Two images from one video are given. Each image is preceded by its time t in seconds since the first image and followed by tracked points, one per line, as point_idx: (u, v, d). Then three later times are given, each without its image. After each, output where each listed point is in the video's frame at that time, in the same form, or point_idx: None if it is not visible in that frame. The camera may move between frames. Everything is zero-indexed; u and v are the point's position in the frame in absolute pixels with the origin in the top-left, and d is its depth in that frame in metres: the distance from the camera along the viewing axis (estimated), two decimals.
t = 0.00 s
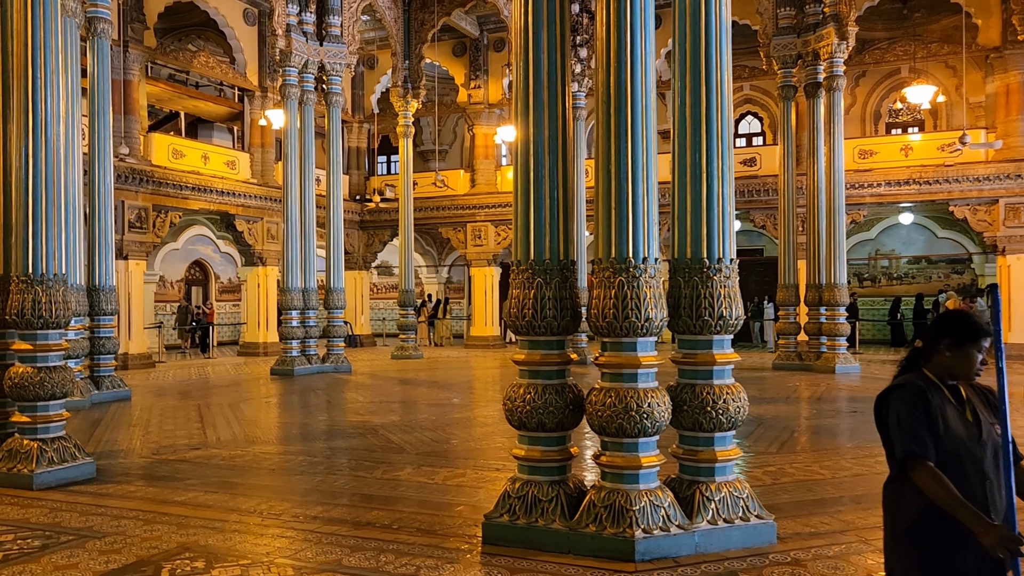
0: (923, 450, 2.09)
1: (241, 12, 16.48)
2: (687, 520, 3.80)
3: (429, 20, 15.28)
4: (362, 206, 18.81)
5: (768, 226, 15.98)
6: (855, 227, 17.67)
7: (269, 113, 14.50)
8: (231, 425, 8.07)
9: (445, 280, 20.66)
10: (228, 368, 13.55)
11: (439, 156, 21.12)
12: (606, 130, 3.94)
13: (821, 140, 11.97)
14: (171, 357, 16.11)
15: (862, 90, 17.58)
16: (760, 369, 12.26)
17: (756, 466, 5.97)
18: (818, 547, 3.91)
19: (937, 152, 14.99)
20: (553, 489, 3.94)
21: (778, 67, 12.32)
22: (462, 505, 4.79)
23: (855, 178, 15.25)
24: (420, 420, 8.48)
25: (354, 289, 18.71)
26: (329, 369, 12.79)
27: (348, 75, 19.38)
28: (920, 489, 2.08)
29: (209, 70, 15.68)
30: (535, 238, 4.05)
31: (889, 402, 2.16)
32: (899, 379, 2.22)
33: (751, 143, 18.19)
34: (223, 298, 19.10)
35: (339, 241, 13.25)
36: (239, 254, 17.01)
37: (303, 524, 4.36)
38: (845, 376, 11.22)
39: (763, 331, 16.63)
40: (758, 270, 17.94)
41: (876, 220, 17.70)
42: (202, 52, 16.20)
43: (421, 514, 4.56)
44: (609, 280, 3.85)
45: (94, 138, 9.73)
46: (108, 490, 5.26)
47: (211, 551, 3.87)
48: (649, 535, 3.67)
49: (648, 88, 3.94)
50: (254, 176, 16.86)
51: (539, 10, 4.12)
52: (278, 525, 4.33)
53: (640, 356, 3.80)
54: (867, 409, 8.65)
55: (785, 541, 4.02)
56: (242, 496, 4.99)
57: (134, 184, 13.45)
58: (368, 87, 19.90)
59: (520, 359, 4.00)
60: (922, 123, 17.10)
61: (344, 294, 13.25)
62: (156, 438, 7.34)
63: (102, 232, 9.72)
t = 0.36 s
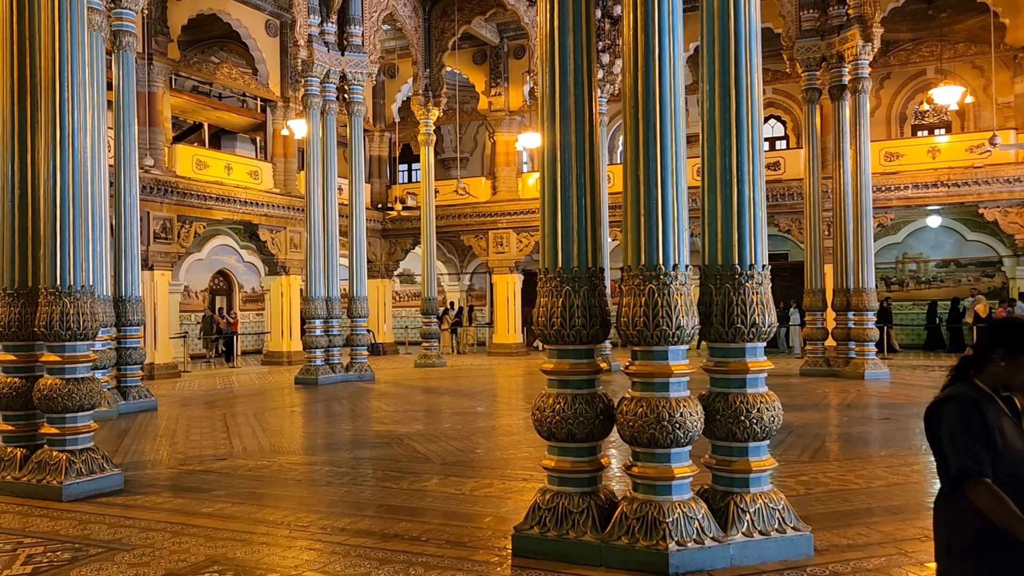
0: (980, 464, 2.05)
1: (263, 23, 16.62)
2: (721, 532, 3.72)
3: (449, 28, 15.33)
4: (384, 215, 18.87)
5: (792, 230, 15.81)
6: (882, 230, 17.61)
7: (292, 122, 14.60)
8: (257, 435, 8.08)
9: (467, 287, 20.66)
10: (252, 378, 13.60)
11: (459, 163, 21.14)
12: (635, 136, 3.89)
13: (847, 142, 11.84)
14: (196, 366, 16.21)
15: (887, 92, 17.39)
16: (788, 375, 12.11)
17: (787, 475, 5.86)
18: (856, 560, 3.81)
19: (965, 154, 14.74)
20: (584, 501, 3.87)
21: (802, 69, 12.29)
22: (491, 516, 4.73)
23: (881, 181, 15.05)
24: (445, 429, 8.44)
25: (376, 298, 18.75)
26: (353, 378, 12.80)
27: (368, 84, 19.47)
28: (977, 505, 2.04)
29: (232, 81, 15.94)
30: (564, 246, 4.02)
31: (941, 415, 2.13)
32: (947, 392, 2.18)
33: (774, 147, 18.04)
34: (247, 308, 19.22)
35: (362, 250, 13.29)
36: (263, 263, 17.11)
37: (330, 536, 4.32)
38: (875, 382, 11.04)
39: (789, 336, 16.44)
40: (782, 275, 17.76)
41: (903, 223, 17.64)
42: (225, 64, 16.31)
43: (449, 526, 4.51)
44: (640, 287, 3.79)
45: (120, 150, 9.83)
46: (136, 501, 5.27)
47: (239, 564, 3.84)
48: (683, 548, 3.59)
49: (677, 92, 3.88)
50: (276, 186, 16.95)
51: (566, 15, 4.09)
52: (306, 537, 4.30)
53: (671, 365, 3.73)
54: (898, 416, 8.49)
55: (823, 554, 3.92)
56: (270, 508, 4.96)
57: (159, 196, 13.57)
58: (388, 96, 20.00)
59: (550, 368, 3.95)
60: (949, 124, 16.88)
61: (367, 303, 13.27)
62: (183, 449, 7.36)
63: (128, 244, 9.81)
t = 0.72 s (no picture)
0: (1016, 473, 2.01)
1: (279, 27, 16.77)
2: (744, 538, 3.66)
3: (465, 31, 15.36)
4: (400, 217, 18.90)
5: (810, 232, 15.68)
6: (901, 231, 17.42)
7: (308, 125, 14.64)
8: (274, 438, 8.08)
9: (483, 289, 20.66)
10: (269, 380, 13.64)
11: (475, 165, 21.14)
12: (656, 137, 3.86)
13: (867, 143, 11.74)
14: (214, 368, 16.29)
15: (906, 92, 17.23)
16: (806, 378, 12.00)
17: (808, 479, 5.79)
18: (882, 567, 3.74)
19: (987, 154, 14.54)
20: (604, 506, 3.83)
21: (821, 70, 12.12)
22: (508, 520, 4.70)
23: (901, 182, 14.90)
24: (461, 432, 8.42)
25: (392, 300, 18.77)
26: (369, 381, 12.82)
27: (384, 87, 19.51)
28: (1014, 514, 2.00)
29: (248, 85, 15.89)
30: (583, 249, 3.99)
31: (976, 422, 2.08)
32: (981, 397, 2.13)
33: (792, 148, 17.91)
34: (264, 310, 19.30)
35: (378, 252, 13.31)
36: (279, 266, 17.17)
37: (348, 540, 4.30)
38: (895, 385, 10.93)
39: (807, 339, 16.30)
40: (800, 277, 17.61)
41: (923, 224, 17.42)
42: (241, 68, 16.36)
43: (467, 531, 4.48)
44: (660, 290, 3.75)
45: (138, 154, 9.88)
46: (155, 504, 5.28)
47: (257, 569, 3.83)
48: (704, 554, 3.53)
49: (697, 92, 3.85)
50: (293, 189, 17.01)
51: (584, 15, 4.07)
52: (323, 541, 4.28)
53: (693, 369, 3.68)
54: (920, 419, 8.37)
55: (847, 561, 3.85)
56: (287, 511, 4.96)
57: (176, 199, 13.66)
58: (404, 98, 20.04)
59: (569, 372, 3.91)
60: (969, 124, 16.70)
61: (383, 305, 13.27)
62: (201, 451, 7.38)
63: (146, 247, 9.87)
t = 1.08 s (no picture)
0: None
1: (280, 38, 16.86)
2: (748, 552, 3.63)
3: (465, 43, 15.44)
4: (400, 228, 18.90)
5: (811, 244, 15.69)
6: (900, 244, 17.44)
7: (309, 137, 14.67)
8: (273, 450, 8.05)
9: (482, 301, 20.65)
10: (269, 392, 13.59)
11: (475, 177, 21.17)
12: (660, 149, 3.86)
13: (866, 155, 11.78)
14: (213, 380, 16.25)
15: (906, 105, 17.30)
16: (807, 391, 11.98)
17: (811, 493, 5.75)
18: None
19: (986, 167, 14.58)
20: (606, 520, 3.81)
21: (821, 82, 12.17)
22: (509, 534, 4.66)
23: (901, 194, 14.93)
24: (461, 444, 8.38)
25: (392, 312, 18.74)
26: (369, 392, 12.79)
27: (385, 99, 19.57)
28: None
29: (249, 96, 15.93)
30: (587, 260, 3.99)
31: (985, 438, 2.08)
32: (989, 411, 2.14)
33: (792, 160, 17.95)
34: (263, 321, 19.28)
35: (378, 263, 13.31)
36: (279, 277, 17.16)
37: (348, 553, 4.27)
38: (896, 397, 10.91)
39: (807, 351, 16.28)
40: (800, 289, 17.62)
41: (922, 237, 17.48)
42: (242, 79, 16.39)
43: (468, 544, 4.45)
44: (664, 302, 3.75)
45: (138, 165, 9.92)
46: (154, 517, 5.24)
47: None
48: (708, 568, 3.49)
49: (701, 104, 3.86)
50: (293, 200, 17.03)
51: (588, 27, 4.09)
52: (324, 554, 4.25)
53: (696, 382, 3.66)
54: (921, 432, 8.34)
55: None
56: (287, 524, 4.92)
57: (176, 210, 13.65)
58: (404, 110, 20.08)
59: (572, 385, 3.89)
60: (968, 137, 16.76)
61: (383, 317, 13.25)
62: (200, 463, 7.34)
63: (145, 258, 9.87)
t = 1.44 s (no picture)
0: None
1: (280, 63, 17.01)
2: None
3: (463, 68, 15.58)
4: (397, 251, 18.92)
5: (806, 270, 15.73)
6: (895, 270, 17.53)
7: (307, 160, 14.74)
8: (267, 474, 7.99)
9: (479, 324, 20.65)
10: (263, 415, 13.52)
11: (472, 201, 21.27)
12: (659, 176, 3.89)
13: (861, 183, 11.88)
14: (207, 402, 16.16)
15: (899, 132, 17.46)
16: (803, 417, 11.97)
17: (811, 521, 5.71)
18: None
19: (980, 195, 14.74)
20: (605, 547, 3.78)
21: (816, 110, 12.28)
22: (506, 561, 4.63)
23: (896, 221, 15.02)
24: (457, 469, 8.34)
25: (389, 335, 18.72)
26: (364, 416, 12.73)
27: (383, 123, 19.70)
28: None
29: (248, 119, 15.99)
30: (586, 286, 4.01)
31: (987, 466, 2.17)
32: (992, 441, 2.23)
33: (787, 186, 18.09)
34: (259, 344, 19.22)
35: (375, 286, 13.30)
36: (275, 299, 17.13)
37: None
38: (892, 424, 10.90)
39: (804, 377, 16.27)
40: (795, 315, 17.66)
41: (917, 264, 17.54)
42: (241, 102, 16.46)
43: (465, 572, 4.40)
44: (663, 328, 3.76)
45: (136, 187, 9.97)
46: (147, 542, 5.19)
47: None
48: None
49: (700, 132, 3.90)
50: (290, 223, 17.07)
51: (588, 55, 4.15)
52: None
53: (695, 409, 3.66)
54: (918, 459, 8.32)
55: None
56: (281, 550, 4.88)
57: (173, 232, 13.65)
58: (402, 134, 20.20)
59: (571, 411, 3.89)
60: (961, 165, 16.89)
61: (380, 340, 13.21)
62: (194, 488, 7.27)
63: (142, 281, 9.87)
